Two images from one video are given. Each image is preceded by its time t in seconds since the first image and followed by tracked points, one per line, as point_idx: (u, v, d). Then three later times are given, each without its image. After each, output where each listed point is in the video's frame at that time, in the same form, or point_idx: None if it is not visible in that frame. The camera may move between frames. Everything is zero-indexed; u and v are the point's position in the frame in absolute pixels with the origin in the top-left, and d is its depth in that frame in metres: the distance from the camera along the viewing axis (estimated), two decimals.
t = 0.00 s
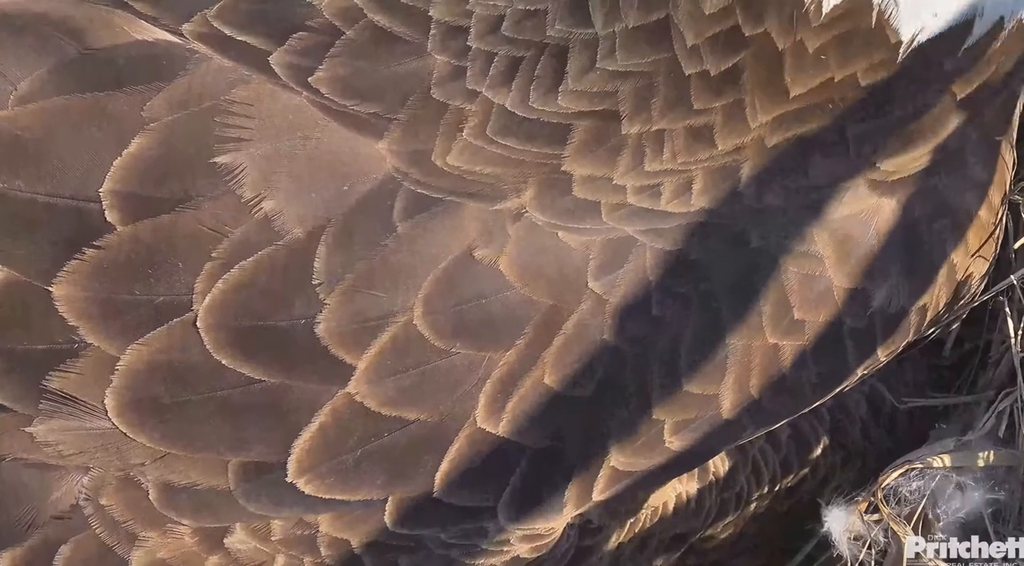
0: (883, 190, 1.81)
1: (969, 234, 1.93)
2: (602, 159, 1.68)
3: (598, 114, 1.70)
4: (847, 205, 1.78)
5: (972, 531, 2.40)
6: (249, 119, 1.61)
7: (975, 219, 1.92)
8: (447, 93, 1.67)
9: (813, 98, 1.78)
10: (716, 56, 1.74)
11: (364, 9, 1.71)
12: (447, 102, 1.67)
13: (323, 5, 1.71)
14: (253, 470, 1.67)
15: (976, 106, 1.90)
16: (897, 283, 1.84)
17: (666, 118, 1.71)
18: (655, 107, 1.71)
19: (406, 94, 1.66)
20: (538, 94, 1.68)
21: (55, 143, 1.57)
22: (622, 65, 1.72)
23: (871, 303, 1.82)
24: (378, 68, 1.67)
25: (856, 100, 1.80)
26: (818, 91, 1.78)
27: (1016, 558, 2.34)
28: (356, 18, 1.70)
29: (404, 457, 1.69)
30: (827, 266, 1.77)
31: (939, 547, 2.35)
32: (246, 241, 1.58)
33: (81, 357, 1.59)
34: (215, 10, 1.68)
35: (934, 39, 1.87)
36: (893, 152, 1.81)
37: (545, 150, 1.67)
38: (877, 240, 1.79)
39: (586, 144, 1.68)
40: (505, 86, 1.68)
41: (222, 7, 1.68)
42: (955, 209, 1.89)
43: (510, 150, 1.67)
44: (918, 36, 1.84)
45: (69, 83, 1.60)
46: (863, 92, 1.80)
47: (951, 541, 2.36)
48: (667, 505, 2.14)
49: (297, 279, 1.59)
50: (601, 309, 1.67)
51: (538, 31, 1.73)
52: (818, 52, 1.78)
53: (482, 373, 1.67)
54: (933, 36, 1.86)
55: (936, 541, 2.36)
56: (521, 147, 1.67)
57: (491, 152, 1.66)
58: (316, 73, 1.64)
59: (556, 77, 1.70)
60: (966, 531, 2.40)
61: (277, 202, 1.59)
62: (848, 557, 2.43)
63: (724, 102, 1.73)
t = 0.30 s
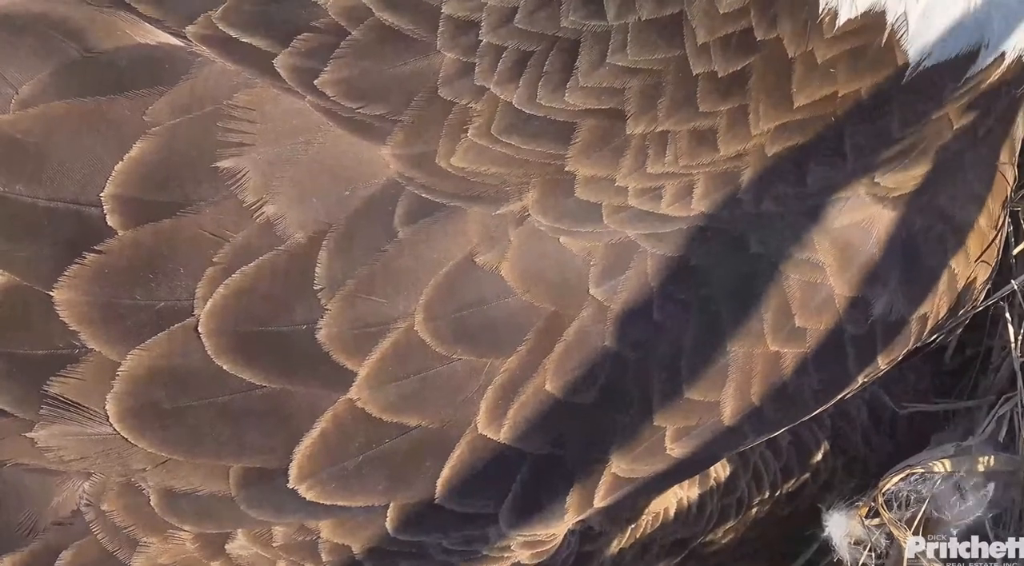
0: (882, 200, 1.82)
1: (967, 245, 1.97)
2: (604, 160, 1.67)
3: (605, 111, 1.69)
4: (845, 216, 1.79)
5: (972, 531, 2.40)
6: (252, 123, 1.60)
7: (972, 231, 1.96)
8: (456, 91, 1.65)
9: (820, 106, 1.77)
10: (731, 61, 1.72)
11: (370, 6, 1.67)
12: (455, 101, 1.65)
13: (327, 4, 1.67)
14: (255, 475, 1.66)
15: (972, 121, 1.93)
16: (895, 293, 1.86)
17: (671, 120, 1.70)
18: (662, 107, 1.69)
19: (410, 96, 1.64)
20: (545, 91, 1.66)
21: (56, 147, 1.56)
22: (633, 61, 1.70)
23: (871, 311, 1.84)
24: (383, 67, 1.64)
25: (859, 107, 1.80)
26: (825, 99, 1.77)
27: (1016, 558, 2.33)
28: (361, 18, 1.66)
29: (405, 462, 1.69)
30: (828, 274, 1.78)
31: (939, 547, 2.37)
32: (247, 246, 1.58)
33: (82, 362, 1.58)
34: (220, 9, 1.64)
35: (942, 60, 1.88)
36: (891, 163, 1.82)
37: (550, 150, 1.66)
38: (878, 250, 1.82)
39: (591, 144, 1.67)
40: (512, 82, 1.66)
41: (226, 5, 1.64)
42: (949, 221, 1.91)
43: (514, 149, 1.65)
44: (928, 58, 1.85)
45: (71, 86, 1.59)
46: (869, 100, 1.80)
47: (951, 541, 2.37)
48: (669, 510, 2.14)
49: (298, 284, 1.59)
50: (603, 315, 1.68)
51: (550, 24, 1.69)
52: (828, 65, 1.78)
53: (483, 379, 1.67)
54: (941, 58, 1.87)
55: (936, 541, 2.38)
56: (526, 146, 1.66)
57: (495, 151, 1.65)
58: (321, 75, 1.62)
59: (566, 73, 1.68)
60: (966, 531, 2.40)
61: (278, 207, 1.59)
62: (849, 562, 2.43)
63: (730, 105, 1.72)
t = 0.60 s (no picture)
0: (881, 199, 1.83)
1: (966, 242, 1.96)
2: (603, 155, 1.68)
3: (603, 105, 1.69)
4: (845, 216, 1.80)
5: (972, 531, 2.41)
6: (252, 120, 1.61)
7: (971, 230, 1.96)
8: (455, 84, 1.65)
9: (816, 101, 1.77)
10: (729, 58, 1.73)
11: None
12: (454, 94, 1.65)
13: None
14: (253, 470, 1.67)
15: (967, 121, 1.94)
16: (895, 289, 1.86)
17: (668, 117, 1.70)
18: (660, 101, 1.70)
19: (407, 90, 1.64)
20: (543, 84, 1.67)
21: (56, 144, 1.57)
22: (630, 55, 1.70)
23: (870, 308, 1.84)
24: (382, 60, 1.65)
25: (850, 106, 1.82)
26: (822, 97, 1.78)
27: (1016, 558, 2.35)
28: (359, 11, 1.67)
29: (404, 458, 1.70)
30: (827, 271, 1.78)
31: (939, 547, 2.38)
32: (248, 242, 1.59)
33: (81, 358, 1.59)
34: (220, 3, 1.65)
35: (939, 57, 1.87)
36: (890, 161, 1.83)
37: (548, 143, 1.67)
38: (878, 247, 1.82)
39: (588, 138, 1.68)
40: (510, 75, 1.66)
41: None
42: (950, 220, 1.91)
43: (513, 143, 1.66)
44: (924, 53, 1.85)
45: (71, 83, 1.60)
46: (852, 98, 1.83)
47: (951, 541, 2.39)
48: (666, 506, 2.14)
49: (298, 280, 1.59)
50: (602, 312, 1.68)
51: (548, 17, 1.70)
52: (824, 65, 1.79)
53: (483, 375, 1.67)
54: (938, 54, 1.87)
55: (936, 541, 2.39)
56: (525, 139, 1.66)
57: (495, 145, 1.65)
58: (321, 68, 1.63)
59: (566, 66, 1.68)
60: (966, 531, 2.41)
61: (279, 203, 1.59)
62: (847, 557, 2.44)
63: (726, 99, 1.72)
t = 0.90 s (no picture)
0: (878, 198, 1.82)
1: (965, 241, 1.96)
2: (600, 152, 1.67)
3: (600, 103, 1.69)
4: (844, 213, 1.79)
5: (972, 531, 2.41)
6: (253, 117, 1.61)
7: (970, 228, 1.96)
8: (452, 81, 1.66)
9: (809, 99, 1.78)
10: (713, 56, 1.73)
11: None
12: (451, 91, 1.66)
13: None
14: (253, 467, 1.67)
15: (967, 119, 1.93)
16: (894, 288, 1.86)
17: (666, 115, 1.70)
18: (654, 99, 1.70)
19: (405, 86, 1.65)
20: (539, 82, 1.67)
21: (58, 140, 1.57)
22: (625, 53, 1.71)
23: (868, 305, 1.84)
24: (381, 55, 1.66)
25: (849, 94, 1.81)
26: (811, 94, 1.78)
27: (1016, 558, 2.35)
28: (358, 6, 1.67)
29: (403, 456, 1.70)
30: (826, 269, 1.78)
31: (938, 547, 2.38)
32: (248, 239, 1.59)
33: (81, 354, 1.59)
34: None
35: (927, 59, 1.89)
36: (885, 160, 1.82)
37: (545, 140, 1.67)
38: (876, 245, 1.82)
39: (586, 135, 1.67)
40: (507, 72, 1.67)
41: None
42: (948, 219, 1.91)
43: (512, 141, 1.66)
44: (913, 54, 1.86)
45: (72, 80, 1.60)
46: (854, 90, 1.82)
47: (951, 541, 2.39)
48: (666, 504, 2.14)
49: (297, 277, 1.59)
50: (601, 310, 1.68)
51: (542, 14, 1.70)
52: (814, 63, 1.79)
53: (482, 373, 1.67)
54: (926, 57, 1.88)
55: (936, 541, 2.38)
56: (523, 136, 1.66)
57: (491, 142, 1.65)
58: (319, 64, 1.63)
59: (562, 63, 1.69)
60: (966, 531, 2.41)
61: (278, 201, 1.59)
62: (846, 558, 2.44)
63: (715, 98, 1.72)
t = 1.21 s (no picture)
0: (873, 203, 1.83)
1: (957, 245, 1.98)
2: (569, 160, 1.70)
3: (569, 114, 1.72)
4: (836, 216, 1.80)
5: (972, 531, 2.41)
6: (247, 118, 1.61)
7: (960, 234, 1.97)
8: (428, 86, 1.69)
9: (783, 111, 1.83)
10: (678, 75, 1.78)
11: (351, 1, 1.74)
12: (430, 96, 1.68)
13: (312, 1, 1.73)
14: (250, 468, 1.67)
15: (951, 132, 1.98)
16: (888, 287, 1.87)
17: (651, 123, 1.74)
18: (612, 112, 1.73)
19: (390, 89, 1.68)
20: (507, 92, 1.71)
21: (54, 142, 1.57)
22: (582, 64, 1.76)
23: (865, 305, 1.85)
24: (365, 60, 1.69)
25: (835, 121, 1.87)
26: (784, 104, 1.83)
27: (1016, 558, 2.36)
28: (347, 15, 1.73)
29: (400, 457, 1.70)
30: (822, 270, 1.79)
31: (938, 547, 2.38)
32: (243, 240, 1.59)
33: (78, 356, 1.58)
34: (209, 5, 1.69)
35: (913, 103, 1.94)
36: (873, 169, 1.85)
37: (518, 148, 1.69)
38: (872, 247, 1.83)
39: (556, 144, 1.70)
40: (478, 81, 1.71)
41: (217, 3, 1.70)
42: (942, 220, 1.93)
43: (489, 147, 1.68)
44: (897, 105, 1.93)
45: (69, 82, 1.60)
46: (838, 109, 1.88)
47: (951, 541, 2.39)
48: (664, 503, 2.15)
49: (292, 278, 1.59)
50: (597, 311, 1.68)
51: (505, 27, 1.77)
52: (791, 85, 1.84)
53: (478, 374, 1.68)
54: (912, 102, 1.94)
55: (936, 541, 2.39)
56: (498, 144, 1.68)
57: (469, 149, 1.67)
58: (303, 68, 1.66)
59: (528, 73, 1.73)
60: (966, 531, 2.41)
61: (273, 202, 1.60)
62: (844, 555, 2.44)
63: (697, 110, 1.77)
